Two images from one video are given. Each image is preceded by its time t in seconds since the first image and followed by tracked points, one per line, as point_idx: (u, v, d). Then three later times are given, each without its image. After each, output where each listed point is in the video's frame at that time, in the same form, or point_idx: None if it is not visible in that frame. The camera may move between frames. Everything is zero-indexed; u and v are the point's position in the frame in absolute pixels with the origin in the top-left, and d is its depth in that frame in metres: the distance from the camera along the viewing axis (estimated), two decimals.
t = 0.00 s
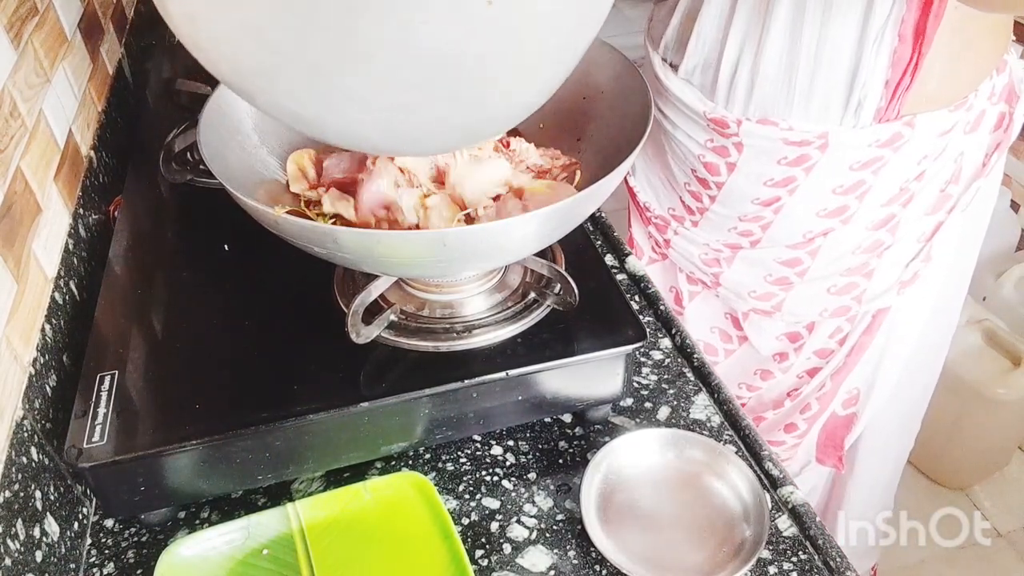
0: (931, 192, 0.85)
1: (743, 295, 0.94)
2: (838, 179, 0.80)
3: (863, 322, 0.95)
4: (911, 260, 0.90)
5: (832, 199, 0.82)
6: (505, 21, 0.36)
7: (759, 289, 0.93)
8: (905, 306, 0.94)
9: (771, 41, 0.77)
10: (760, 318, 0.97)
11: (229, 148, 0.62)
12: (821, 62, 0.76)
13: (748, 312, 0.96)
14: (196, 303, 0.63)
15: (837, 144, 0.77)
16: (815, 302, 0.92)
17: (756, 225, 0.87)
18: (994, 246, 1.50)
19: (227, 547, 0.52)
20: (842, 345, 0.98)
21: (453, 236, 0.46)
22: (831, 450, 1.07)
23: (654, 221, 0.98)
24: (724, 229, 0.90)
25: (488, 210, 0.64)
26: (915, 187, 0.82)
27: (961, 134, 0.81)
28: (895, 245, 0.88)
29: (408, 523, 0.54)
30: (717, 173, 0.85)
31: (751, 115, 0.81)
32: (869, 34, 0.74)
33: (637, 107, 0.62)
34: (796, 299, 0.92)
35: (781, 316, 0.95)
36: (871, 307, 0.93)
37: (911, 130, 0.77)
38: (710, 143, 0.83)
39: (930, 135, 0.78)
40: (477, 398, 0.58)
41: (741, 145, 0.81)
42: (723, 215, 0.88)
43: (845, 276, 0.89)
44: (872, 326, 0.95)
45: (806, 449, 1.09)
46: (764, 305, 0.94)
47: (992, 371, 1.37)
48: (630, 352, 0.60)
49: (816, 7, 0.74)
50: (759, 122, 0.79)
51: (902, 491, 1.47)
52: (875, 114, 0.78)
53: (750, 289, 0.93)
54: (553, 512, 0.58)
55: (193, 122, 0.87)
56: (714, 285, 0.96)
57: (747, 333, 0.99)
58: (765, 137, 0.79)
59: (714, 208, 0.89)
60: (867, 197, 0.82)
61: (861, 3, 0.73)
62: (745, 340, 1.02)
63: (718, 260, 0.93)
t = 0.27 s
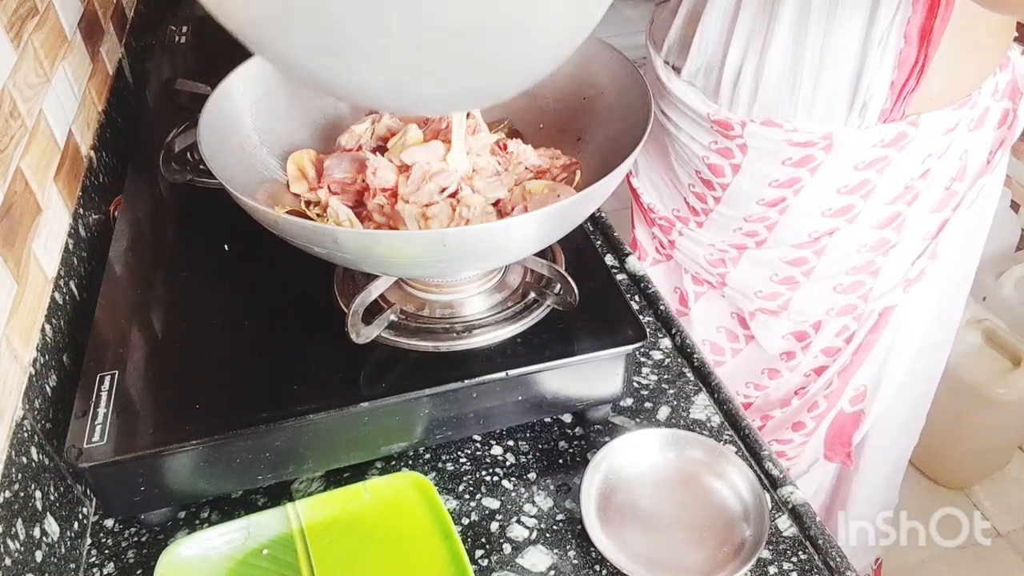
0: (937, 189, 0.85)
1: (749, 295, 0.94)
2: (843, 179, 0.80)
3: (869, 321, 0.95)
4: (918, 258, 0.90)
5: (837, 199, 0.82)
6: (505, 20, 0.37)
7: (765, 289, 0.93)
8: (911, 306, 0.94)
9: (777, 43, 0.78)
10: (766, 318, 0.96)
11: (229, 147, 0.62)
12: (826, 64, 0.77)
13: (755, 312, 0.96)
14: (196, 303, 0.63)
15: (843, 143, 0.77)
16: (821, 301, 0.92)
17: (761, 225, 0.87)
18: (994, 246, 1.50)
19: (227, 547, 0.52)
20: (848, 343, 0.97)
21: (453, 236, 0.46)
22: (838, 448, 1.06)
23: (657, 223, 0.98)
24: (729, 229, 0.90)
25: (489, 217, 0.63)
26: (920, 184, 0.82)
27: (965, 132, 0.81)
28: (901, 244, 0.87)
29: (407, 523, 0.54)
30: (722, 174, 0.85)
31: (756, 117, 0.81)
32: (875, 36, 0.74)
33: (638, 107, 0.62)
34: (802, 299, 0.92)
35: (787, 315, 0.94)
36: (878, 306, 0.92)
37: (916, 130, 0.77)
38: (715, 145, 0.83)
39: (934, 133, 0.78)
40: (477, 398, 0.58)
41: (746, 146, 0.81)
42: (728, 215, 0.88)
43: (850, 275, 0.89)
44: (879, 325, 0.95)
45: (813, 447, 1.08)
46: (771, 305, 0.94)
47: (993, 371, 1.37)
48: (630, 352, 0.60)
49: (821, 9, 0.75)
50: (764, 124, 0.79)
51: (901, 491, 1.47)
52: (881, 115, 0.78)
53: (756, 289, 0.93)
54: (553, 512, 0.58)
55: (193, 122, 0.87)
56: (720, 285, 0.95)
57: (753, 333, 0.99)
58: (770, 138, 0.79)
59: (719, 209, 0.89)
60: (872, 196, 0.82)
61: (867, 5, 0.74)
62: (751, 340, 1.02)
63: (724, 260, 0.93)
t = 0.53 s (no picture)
0: (935, 188, 0.84)
1: (748, 294, 0.94)
2: (841, 178, 0.80)
3: (867, 320, 0.95)
4: (916, 257, 0.90)
5: (835, 198, 0.82)
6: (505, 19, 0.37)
7: (763, 288, 0.93)
8: (908, 304, 0.94)
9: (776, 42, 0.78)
10: (765, 317, 0.96)
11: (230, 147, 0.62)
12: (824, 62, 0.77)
13: (754, 311, 0.96)
14: (196, 303, 0.63)
15: (841, 142, 0.77)
16: (820, 300, 0.92)
17: (759, 224, 0.87)
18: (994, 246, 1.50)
19: (227, 547, 0.52)
20: (847, 342, 0.97)
21: (453, 236, 0.46)
22: (838, 446, 1.08)
23: (657, 222, 0.98)
24: (727, 228, 0.90)
25: (488, 218, 0.64)
26: (918, 183, 0.82)
27: (963, 130, 0.81)
28: (898, 243, 0.87)
29: (407, 523, 0.54)
30: (721, 173, 0.85)
31: (754, 116, 0.81)
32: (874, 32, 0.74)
33: (638, 107, 0.62)
34: (800, 297, 0.92)
35: (785, 314, 0.94)
36: (876, 305, 0.92)
37: (913, 128, 0.77)
38: (712, 143, 0.83)
39: (932, 132, 0.78)
40: (477, 398, 0.58)
41: (744, 145, 0.81)
42: (726, 214, 0.88)
43: (848, 274, 0.89)
44: (876, 324, 0.95)
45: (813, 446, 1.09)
46: (770, 304, 0.94)
47: (993, 371, 1.37)
48: (630, 352, 0.60)
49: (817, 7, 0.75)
50: (762, 123, 0.79)
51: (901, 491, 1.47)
52: (877, 113, 0.78)
53: (754, 288, 0.93)
54: (553, 512, 0.58)
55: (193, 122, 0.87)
56: (718, 284, 0.95)
57: (752, 332, 0.99)
58: (768, 136, 0.79)
59: (717, 208, 0.89)
60: (870, 194, 0.82)
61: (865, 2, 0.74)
62: (749, 339, 1.02)
63: (723, 259, 0.93)
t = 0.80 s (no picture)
0: (925, 188, 0.85)
1: (738, 291, 0.94)
2: (832, 177, 0.80)
3: (854, 318, 0.94)
4: (905, 256, 0.90)
5: (826, 195, 0.82)
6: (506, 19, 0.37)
7: (753, 286, 0.93)
8: (897, 302, 0.94)
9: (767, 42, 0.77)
10: (754, 315, 0.97)
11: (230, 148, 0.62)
12: (814, 62, 0.76)
13: (744, 309, 0.97)
14: (196, 303, 0.63)
15: (831, 141, 0.77)
16: (809, 298, 0.92)
17: (751, 221, 0.87)
18: (994, 246, 1.50)
19: (227, 547, 0.52)
20: (834, 341, 0.97)
21: (452, 237, 0.46)
22: (824, 447, 1.07)
23: (650, 218, 0.98)
24: (720, 225, 0.90)
25: (488, 218, 0.64)
26: (909, 183, 0.83)
27: (955, 131, 0.81)
28: (888, 241, 0.87)
29: (408, 523, 0.54)
30: (713, 169, 0.85)
31: (745, 113, 0.81)
32: (864, 36, 0.74)
33: (637, 107, 0.62)
34: (790, 294, 0.92)
35: (774, 311, 0.94)
36: (864, 303, 0.92)
37: (904, 128, 0.77)
38: (706, 140, 0.83)
39: (922, 132, 0.78)
40: (477, 398, 0.58)
41: (737, 142, 0.81)
42: (719, 211, 0.88)
43: (837, 271, 0.89)
44: (863, 322, 0.95)
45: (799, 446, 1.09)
46: (759, 301, 0.94)
47: (993, 371, 1.37)
48: (630, 352, 0.60)
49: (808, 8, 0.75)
50: (754, 121, 0.79)
51: (901, 491, 1.47)
52: (869, 114, 0.78)
53: (744, 285, 0.93)
54: (553, 512, 0.58)
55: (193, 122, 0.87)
56: (709, 282, 0.96)
57: (741, 330, 0.99)
58: (760, 134, 0.79)
59: (710, 205, 0.89)
60: (861, 193, 0.82)
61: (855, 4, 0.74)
62: (739, 338, 1.02)
63: (714, 257, 0.93)
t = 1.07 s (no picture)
0: (931, 184, 0.85)
1: (741, 291, 0.94)
2: (840, 174, 0.80)
3: (859, 316, 0.95)
4: (909, 252, 0.91)
5: (834, 193, 0.82)
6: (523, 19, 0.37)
7: (758, 284, 0.93)
8: (900, 297, 0.95)
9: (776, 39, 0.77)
10: (756, 315, 0.96)
11: (229, 148, 0.62)
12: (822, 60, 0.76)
13: (745, 309, 0.96)
14: (197, 303, 0.63)
15: (842, 137, 0.77)
16: (814, 295, 0.92)
17: (757, 220, 0.87)
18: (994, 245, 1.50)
19: (227, 547, 0.52)
20: (837, 339, 0.97)
21: (453, 237, 0.46)
22: (824, 447, 1.08)
23: (651, 219, 0.98)
24: (724, 225, 0.90)
25: (488, 218, 0.64)
26: (915, 179, 0.83)
27: (960, 127, 0.82)
28: (893, 237, 0.88)
29: (407, 523, 0.54)
30: (720, 168, 0.85)
31: (755, 111, 0.80)
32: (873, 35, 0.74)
33: (638, 106, 0.62)
34: (795, 292, 0.92)
35: (778, 311, 0.94)
36: (868, 300, 0.93)
37: (913, 125, 0.77)
38: (712, 139, 0.83)
39: (931, 127, 0.79)
40: (477, 398, 0.58)
41: (745, 139, 0.81)
42: (724, 210, 0.88)
43: (843, 267, 0.89)
44: (868, 319, 0.96)
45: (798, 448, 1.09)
46: (762, 300, 0.94)
47: (993, 371, 1.37)
48: (630, 352, 0.60)
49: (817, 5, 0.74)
50: (764, 118, 0.79)
51: (901, 491, 1.47)
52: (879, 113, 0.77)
53: (748, 285, 0.93)
54: (553, 512, 0.58)
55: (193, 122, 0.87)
56: (712, 282, 0.96)
57: (743, 331, 0.99)
58: (770, 130, 0.79)
59: (714, 205, 0.89)
60: (868, 190, 0.82)
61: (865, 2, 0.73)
62: (739, 339, 1.02)
63: (716, 257, 0.93)
